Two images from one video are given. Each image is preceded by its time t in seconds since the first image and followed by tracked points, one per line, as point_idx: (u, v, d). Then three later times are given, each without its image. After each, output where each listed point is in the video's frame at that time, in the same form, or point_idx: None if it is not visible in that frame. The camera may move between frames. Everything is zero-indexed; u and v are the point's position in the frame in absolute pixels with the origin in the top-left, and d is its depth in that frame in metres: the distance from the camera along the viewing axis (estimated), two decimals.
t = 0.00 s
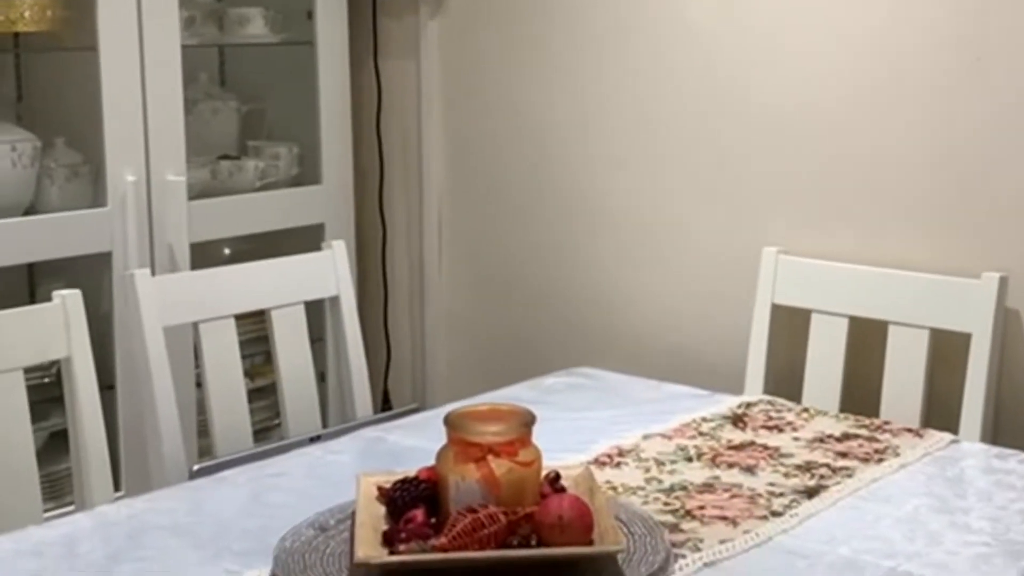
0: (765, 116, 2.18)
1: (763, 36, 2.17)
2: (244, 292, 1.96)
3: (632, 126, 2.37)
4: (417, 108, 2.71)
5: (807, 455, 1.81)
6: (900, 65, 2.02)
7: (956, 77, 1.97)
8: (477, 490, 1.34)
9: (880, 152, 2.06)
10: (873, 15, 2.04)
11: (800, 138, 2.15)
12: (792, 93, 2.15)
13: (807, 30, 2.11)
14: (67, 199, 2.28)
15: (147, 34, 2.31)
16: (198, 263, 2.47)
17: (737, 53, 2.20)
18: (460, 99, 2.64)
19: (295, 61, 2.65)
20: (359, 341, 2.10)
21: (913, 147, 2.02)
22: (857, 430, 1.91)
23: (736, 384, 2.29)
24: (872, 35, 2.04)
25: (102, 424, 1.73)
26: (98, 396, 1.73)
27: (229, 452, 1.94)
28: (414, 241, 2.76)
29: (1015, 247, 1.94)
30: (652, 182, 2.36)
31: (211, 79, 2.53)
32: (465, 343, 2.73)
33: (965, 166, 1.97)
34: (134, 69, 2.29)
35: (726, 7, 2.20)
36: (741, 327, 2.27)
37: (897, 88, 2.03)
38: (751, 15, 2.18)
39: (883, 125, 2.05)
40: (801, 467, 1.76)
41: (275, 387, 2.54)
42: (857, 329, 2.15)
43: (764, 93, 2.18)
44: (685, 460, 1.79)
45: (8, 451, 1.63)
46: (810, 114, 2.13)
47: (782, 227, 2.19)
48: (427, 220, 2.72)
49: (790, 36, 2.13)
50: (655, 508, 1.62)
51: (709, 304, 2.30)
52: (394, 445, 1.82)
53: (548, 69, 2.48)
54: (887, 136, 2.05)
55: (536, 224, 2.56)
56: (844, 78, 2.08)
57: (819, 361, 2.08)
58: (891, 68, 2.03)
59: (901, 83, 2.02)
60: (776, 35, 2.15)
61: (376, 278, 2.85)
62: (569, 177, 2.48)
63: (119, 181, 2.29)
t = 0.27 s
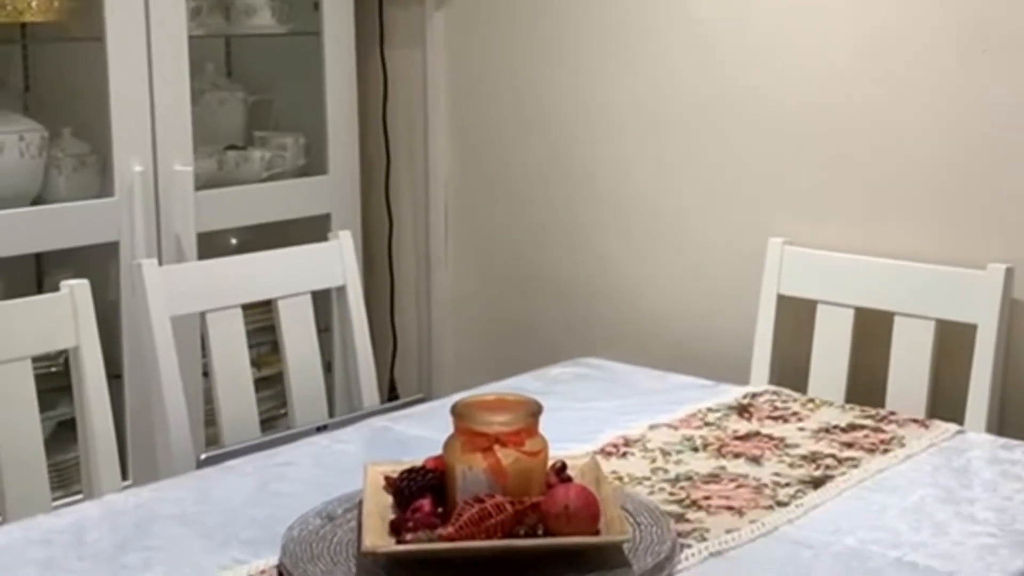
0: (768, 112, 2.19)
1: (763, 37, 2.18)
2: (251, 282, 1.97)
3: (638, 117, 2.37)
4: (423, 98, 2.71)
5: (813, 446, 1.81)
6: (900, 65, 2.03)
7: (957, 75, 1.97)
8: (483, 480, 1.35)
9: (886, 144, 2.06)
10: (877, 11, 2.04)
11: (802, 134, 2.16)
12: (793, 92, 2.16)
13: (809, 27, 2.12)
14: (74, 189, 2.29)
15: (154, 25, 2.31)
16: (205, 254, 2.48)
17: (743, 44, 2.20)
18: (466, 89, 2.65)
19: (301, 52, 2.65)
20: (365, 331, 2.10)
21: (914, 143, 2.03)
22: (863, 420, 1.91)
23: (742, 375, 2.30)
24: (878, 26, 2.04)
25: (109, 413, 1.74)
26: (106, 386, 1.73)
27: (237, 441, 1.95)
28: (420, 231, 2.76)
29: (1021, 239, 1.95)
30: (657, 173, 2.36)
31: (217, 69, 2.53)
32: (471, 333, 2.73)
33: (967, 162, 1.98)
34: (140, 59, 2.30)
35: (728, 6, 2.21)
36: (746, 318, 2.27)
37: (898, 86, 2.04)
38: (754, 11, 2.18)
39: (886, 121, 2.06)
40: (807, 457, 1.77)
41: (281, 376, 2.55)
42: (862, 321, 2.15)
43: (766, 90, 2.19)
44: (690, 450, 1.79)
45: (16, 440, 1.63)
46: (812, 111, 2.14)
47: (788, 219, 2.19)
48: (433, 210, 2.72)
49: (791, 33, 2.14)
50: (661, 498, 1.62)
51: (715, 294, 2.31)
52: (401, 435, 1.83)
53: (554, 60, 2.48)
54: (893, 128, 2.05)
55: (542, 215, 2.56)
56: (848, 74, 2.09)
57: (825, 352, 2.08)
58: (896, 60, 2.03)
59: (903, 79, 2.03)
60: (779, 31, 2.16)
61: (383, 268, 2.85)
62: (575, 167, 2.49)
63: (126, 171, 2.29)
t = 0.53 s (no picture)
0: (770, 106, 2.19)
1: (763, 35, 2.18)
2: (256, 272, 1.97)
3: (642, 107, 2.37)
4: (427, 88, 2.71)
5: (817, 435, 1.82)
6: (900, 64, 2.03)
7: (958, 71, 1.98)
8: (488, 469, 1.35)
9: (889, 135, 2.06)
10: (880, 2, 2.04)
11: (804, 128, 2.16)
12: (795, 87, 2.16)
13: (810, 23, 2.12)
14: (80, 179, 2.29)
15: (159, 15, 2.31)
16: (211, 243, 2.48)
17: (747, 35, 2.20)
18: (470, 79, 2.65)
19: (306, 42, 2.66)
20: (370, 321, 2.11)
21: (916, 137, 2.03)
22: (867, 410, 1.91)
23: (746, 365, 2.30)
24: (882, 17, 2.04)
25: (116, 403, 1.74)
26: (113, 376, 1.74)
27: (242, 430, 1.96)
28: (425, 221, 2.77)
29: None
30: (661, 163, 2.36)
31: (222, 59, 2.54)
32: (476, 322, 2.74)
33: (969, 156, 1.98)
34: (145, 50, 2.30)
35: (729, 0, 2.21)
36: (750, 308, 2.27)
37: (899, 82, 2.04)
38: (757, 2, 2.18)
39: (889, 112, 2.06)
40: (811, 447, 1.77)
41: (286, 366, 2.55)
42: (866, 311, 2.15)
43: (770, 81, 2.19)
44: (695, 440, 1.79)
45: (23, 430, 1.64)
46: (814, 106, 2.14)
47: (792, 209, 2.20)
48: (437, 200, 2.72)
49: (792, 30, 2.14)
50: (665, 487, 1.63)
51: (719, 284, 2.31)
52: (406, 424, 1.83)
53: (559, 50, 2.48)
54: (896, 118, 2.05)
55: (547, 204, 2.56)
56: (852, 64, 2.09)
57: (829, 342, 2.08)
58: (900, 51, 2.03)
59: (907, 70, 2.03)
60: (782, 21, 2.16)
61: (387, 258, 2.86)
62: (579, 157, 2.49)
63: (131, 161, 2.30)
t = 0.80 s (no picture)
0: (769, 102, 2.19)
1: (763, 31, 2.17)
2: (255, 268, 1.97)
3: (642, 101, 2.36)
4: (426, 80, 2.70)
5: (816, 431, 1.82)
6: (900, 60, 2.03)
7: (958, 68, 1.97)
8: (485, 468, 1.35)
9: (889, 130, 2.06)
10: None
11: (804, 123, 2.15)
12: (795, 81, 2.15)
13: (809, 20, 2.12)
14: (78, 173, 2.29)
15: (157, 9, 2.31)
16: (209, 237, 2.48)
17: (746, 29, 2.20)
18: (469, 71, 2.64)
19: (305, 34, 2.65)
20: (369, 316, 2.10)
21: (916, 132, 2.03)
22: (866, 406, 1.91)
23: (746, 359, 2.30)
24: (882, 12, 2.03)
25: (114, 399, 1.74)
26: (111, 372, 1.74)
27: (241, 426, 1.95)
28: (424, 213, 2.76)
29: None
30: (661, 157, 2.35)
31: (220, 52, 2.53)
32: (475, 315, 2.73)
33: (969, 151, 1.98)
34: (143, 44, 2.29)
35: None
36: (750, 302, 2.27)
37: (899, 78, 2.03)
38: None
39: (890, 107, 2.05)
40: (810, 443, 1.77)
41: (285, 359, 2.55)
42: (866, 306, 2.15)
43: (770, 75, 2.18)
44: (694, 436, 1.79)
45: (20, 427, 1.64)
46: (814, 102, 2.13)
47: (791, 204, 2.19)
48: (437, 192, 2.72)
49: (793, 26, 2.14)
50: (664, 485, 1.62)
51: (719, 278, 2.31)
52: (404, 420, 1.83)
53: (558, 42, 2.47)
54: (896, 113, 2.05)
55: (546, 197, 2.55)
56: (851, 59, 2.08)
57: (828, 337, 2.08)
58: (900, 46, 2.02)
59: (907, 65, 2.02)
60: (782, 15, 2.15)
61: (387, 250, 2.86)
62: (579, 150, 2.48)
63: (130, 155, 2.29)
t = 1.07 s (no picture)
0: (768, 100, 2.18)
1: (762, 29, 2.17)
2: (252, 267, 1.96)
3: (641, 98, 2.36)
4: (425, 77, 2.70)
5: (815, 431, 1.81)
6: (899, 59, 2.02)
7: (957, 67, 1.97)
8: (483, 470, 1.35)
9: (888, 128, 2.05)
10: None
11: (803, 122, 2.15)
12: (793, 80, 2.15)
13: (808, 17, 2.11)
14: (75, 170, 2.28)
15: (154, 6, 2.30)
16: (207, 234, 2.47)
17: (745, 27, 2.19)
18: (468, 68, 2.63)
19: (302, 31, 2.64)
20: (367, 315, 2.10)
21: (915, 131, 2.03)
22: (864, 405, 1.91)
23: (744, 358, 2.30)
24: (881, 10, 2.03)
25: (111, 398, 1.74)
26: (108, 371, 1.74)
27: (239, 425, 1.95)
28: (422, 210, 2.76)
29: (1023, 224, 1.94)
30: (660, 154, 2.35)
31: (218, 49, 2.52)
32: (473, 311, 2.73)
33: (968, 150, 1.97)
34: (141, 41, 2.29)
35: None
36: (748, 300, 2.27)
37: (898, 77, 2.03)
38: None
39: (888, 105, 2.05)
40: (808, 443, 1.77)
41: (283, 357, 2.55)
42: (864, 304, 2.15)
43: (769, 73, 2.18)
44: (692, 436, 1.79)
45: (17, 427, 1.64)
46: (814, 101, 2.13)
47: (790, 202, 2.19)
48: (435, 189, 2.71)
49: (792, 24, 2.13)
50: (662, 485, 1.62)
51: (717, 276, 2.30)
52: (402, 420, 1.83)
53: (557, 39, 2.47)
54: (895, 112, 2.04)
55: (545, 194, 2.55)
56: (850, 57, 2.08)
57: (827, 336, 2.08)
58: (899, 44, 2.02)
59: (906, 64, 2.02)
60: (781, 13, 2.14)
61: (385, 247, 2.85)
62: (577, 147, 2.48)
63: (128, 153, 2.29)
